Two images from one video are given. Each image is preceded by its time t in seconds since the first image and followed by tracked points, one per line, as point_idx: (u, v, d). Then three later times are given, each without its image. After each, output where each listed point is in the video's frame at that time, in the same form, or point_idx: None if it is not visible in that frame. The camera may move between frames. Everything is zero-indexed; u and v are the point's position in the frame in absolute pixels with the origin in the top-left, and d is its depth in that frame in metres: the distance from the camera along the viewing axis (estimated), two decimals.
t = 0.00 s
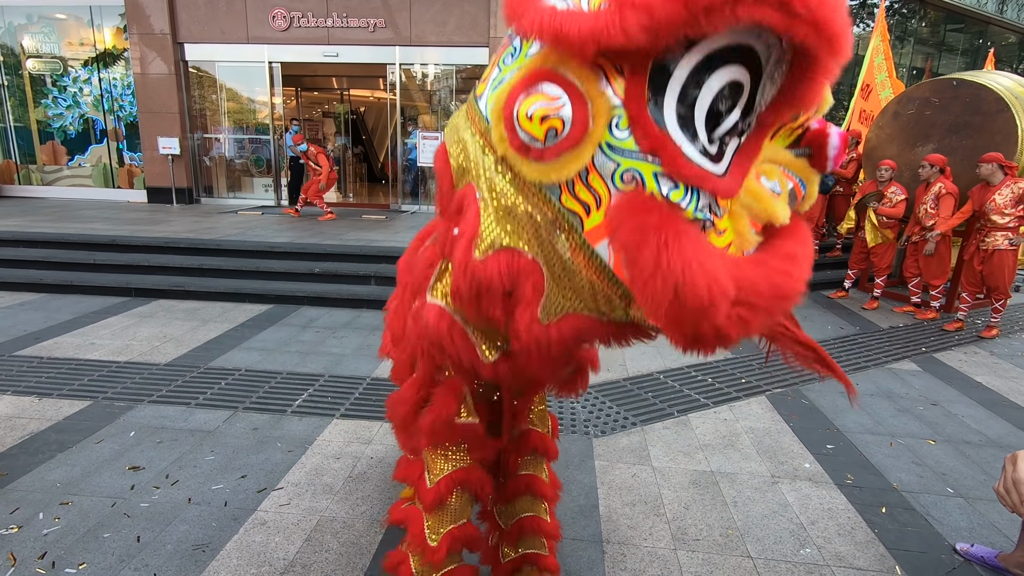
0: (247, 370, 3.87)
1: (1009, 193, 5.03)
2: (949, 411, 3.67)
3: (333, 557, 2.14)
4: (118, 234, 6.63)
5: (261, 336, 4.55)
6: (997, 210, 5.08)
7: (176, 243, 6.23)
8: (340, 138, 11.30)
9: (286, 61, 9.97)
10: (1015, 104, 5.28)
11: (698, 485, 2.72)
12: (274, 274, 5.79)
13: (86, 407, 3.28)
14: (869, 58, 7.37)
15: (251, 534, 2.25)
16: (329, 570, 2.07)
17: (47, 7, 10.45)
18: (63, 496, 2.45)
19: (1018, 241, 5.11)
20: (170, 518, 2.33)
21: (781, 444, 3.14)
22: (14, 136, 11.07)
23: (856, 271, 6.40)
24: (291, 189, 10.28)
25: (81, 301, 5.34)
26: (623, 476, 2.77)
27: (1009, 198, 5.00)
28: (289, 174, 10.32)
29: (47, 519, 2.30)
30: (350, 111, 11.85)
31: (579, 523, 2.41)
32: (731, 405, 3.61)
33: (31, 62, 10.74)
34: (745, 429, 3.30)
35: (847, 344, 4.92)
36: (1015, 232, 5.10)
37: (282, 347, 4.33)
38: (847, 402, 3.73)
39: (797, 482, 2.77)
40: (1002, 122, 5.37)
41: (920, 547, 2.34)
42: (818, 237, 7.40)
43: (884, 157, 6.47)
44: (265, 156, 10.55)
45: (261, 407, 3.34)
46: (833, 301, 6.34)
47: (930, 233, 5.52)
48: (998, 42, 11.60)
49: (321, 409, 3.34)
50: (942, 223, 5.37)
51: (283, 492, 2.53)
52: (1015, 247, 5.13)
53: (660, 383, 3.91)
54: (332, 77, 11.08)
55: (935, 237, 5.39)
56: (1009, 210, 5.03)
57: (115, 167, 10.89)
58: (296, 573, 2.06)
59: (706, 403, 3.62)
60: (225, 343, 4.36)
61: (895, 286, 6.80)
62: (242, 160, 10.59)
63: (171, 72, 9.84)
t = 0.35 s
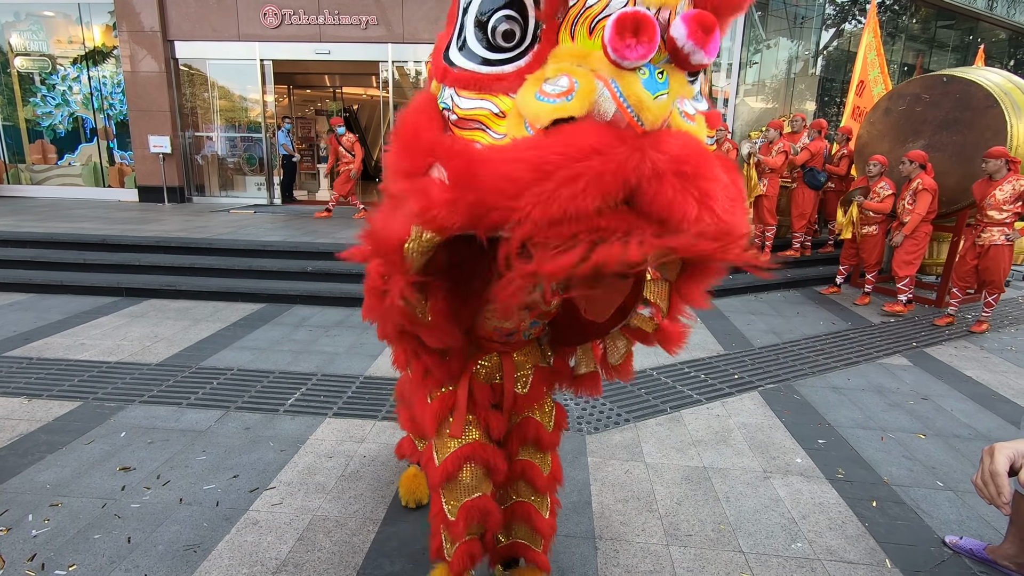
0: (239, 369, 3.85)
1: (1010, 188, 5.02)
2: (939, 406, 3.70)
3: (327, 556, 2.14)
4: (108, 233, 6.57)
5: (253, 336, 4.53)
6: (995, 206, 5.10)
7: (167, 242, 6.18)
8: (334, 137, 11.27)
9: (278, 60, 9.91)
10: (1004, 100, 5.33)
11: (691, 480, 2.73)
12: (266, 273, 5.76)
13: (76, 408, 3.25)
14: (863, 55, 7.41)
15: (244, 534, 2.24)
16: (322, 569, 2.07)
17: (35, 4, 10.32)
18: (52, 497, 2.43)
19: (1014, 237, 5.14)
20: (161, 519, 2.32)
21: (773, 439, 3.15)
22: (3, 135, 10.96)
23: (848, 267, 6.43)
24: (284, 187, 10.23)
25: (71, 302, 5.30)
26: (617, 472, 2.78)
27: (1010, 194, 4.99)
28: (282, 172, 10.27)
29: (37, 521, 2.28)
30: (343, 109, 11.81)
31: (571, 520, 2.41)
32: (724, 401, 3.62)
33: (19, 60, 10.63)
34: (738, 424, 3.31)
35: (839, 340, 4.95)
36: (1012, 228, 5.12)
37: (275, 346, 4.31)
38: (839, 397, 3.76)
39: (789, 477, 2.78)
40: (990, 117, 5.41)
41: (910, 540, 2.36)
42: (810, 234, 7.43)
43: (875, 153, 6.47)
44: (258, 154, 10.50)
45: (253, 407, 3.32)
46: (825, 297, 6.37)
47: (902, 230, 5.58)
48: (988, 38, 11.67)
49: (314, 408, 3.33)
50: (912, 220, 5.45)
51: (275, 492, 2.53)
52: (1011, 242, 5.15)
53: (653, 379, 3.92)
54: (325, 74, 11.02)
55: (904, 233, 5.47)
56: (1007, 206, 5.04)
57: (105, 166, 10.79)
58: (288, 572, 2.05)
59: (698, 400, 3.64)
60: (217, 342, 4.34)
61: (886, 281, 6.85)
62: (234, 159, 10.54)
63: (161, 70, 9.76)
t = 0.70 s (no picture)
0: (238, 371, 3.85)
1: (1016, 188, 5.06)
2: (937, 404, 3.71)
3: (326, 557, 2.13)
4: (106, 235, 6.56)
5: (251, 337, 4.52)
6: (999, 205, 5.17)
7: (164, 244, 6.17)
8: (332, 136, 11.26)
9: (275, 59, 9.90)
10: (1000, 98, 5.35)
11: (690, 480, 2.74)
12: (265, 274, 5.75)
13: (74, 410, 3.25)
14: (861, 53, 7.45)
15: (243, 535, 2.24)
16: (321, 571, 2.07)
17: (31, 5, 10.31)
18: (51, 500, 2.43)
19: (1017, 236, 5.20)
20: (160, 521, 2.32)
21: (771, 438, 3.16)
22: None
23: (845, 266, 6.44)
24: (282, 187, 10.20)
25: (69, 303, 5.29)
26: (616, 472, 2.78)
27: (1015, 193, 5.05)
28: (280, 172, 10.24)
29: (35, 523, 2.28)
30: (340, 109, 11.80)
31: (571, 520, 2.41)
32: (723, 400, 3.63)
33: (16, 62, 10.61)
34: (737, 424, 3.32)
35: (836, 338, 4.96)
36: (1014, 227, 5.19)
37: (273, 347, 4.31)
38: (837, 395, 3.77)
39: (787, 476, 2.79)
40: (987, 116, 5.43)
41: (909, 538, 2.36)
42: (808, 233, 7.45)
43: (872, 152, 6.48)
44: (255, 155, 10.47)
45: (252, 408, 3.32)
46: (823, 296, 6.39)
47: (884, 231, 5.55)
48: (984, 36, 11.71)
49: (313, 409, 3.33)
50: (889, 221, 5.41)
51: (274, 493, 2.52)
52: (1014, 241, 5.22)
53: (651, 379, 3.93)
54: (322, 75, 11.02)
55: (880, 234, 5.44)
56: (1010, 206, 5.11)
57: (102, 167, 10.76)
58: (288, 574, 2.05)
59: (697, 399, 3.64)
60: (216, 344, 4.34)
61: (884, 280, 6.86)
62: (231, 159, 10.52)
63: (158, 70, 9.74)
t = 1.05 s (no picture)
0: (239, 376, 3.85)
1: None
2: (940, 407, 3.70)
3: (327, 562, 2.13)
4: (108, 240, 6.58)
5: (253, 342, 4.52)
6: (1013, 210, 5.25)
7: (167, 249, 6.19)
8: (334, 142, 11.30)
9: (278, 66, 9.94)
10: (1002, 101, 5.36)
11: (693, 484, 2.73)
12: (267, 279, 5.77)
13: (77, 416, 3.25)
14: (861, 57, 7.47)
15: (245, 540, 2.24)
16: None
17: (35, 12, 10.35)
18: (54, 505, 2.43)
19: None
20: (162, 526, 2.32)
21: (774, 442, 3.15)
22: (3, 143, 11.00)
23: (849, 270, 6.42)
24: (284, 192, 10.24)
25: (72, 309, 5.31)
26: (618, 477, 2.78)
27: None
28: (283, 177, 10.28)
29: (38, 529, 2.28)
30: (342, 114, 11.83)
31: (572, 525, 2.40)
32: (725, 404, 3.62)
33: (20, 68, 10.66)
34: (739, 428, 3.31)
35: (838, 342, 4.95)
36: None
37: (275, 352, 4.31)
38: (840, 399, 3.76)
39: (790, 480, 2.78)
40: (988, 119, 5.44)
41: (913, 542, 2.36)
42: (810, 236, 7.46)
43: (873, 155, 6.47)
44: (257, 160, 10.51)
45: (253, 413, 3.32)
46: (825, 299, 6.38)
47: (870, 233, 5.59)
48: (985, 40, 11.71)
49: (315, 414, 3.33)
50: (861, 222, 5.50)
51: (276, 499, 2.52)
52: None
53: (654, 383, 3.92)
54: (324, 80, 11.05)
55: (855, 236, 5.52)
56: None
57: (105, 172, 10.81)
58: None
59: (699, 403, 3.64)
60: (218, 348, 4.34)
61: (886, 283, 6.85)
62: (234, 164, 10.56)
63: (161, 76, 9.80)
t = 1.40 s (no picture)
0: (243, 410, 3.85)
1: None
2: (948, 439, 3.66)
3: None
4: (116, 272, 6.66)
5: (256, 375, 4.53)
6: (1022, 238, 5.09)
7: (173, 281, 6.25)
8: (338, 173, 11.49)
9: (285, 100, 10.17)
10: (996, 132, 5.45)
11: (699, 520, 2.70)
12: (271, 311, 5.80)
13: (79, 452, 3.24)
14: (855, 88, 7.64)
15: None
16: None
17: (49, 50, 10.59)
18: (54, 545, 2.41)
19: None
20: (163, 566, 2.30)
21: (780, 477, 3.11)
22: (15, 176, 11.20)
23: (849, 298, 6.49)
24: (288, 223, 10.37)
25: (77, 341, 5.34)
26: (623, 513, 2.75)
27: None
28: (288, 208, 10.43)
29: (38, 570, 2.26)
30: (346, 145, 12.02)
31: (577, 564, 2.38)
32: (730, 437, 3.60)
33: (33, 104, 10.93)
34: (744, 461, 3.28)
35: (842, 372, 4.93)
36: None
37: (279, 385, 4.31)
38: (846, 431, 3.72)
39: (798, 516, 2.75)
40: (983, 150, 5.53)
41: None
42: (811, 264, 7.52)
43: (871, 184, 6.56)
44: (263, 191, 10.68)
45: (256, 448, 3.31)
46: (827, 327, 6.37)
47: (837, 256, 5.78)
48: (977, 70, 11.92)
49: (318, 449, 3.32)
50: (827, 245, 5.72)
51: (278, 537, 2.50)
52: None
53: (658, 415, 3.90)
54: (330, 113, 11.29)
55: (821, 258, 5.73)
56: None
57: (113, 205, 10.97)
58: None
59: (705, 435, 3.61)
60: (222, 382, 4.35)
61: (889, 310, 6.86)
62: (240, 196, 10.76)
63: (170, 111, 10.05)
